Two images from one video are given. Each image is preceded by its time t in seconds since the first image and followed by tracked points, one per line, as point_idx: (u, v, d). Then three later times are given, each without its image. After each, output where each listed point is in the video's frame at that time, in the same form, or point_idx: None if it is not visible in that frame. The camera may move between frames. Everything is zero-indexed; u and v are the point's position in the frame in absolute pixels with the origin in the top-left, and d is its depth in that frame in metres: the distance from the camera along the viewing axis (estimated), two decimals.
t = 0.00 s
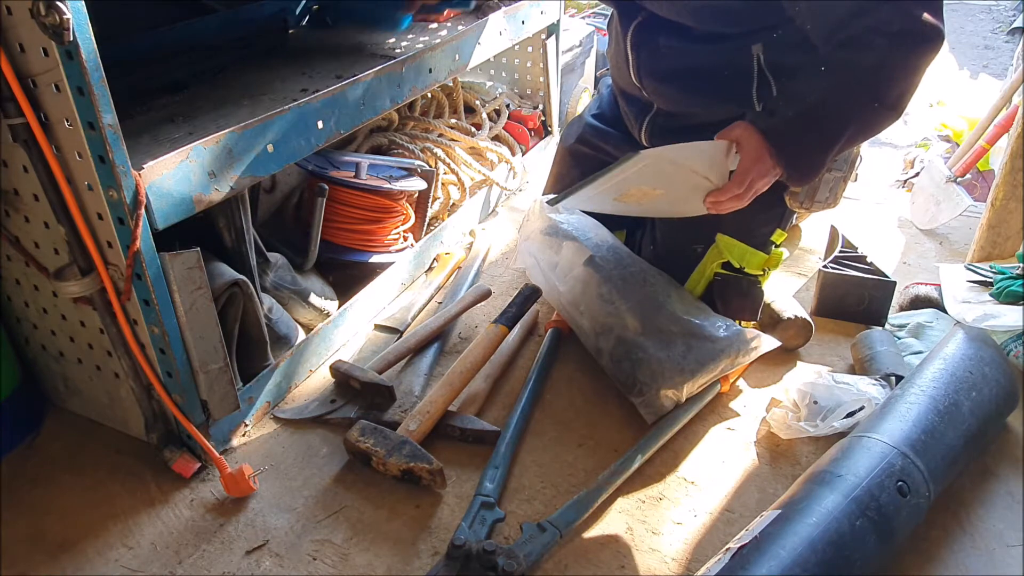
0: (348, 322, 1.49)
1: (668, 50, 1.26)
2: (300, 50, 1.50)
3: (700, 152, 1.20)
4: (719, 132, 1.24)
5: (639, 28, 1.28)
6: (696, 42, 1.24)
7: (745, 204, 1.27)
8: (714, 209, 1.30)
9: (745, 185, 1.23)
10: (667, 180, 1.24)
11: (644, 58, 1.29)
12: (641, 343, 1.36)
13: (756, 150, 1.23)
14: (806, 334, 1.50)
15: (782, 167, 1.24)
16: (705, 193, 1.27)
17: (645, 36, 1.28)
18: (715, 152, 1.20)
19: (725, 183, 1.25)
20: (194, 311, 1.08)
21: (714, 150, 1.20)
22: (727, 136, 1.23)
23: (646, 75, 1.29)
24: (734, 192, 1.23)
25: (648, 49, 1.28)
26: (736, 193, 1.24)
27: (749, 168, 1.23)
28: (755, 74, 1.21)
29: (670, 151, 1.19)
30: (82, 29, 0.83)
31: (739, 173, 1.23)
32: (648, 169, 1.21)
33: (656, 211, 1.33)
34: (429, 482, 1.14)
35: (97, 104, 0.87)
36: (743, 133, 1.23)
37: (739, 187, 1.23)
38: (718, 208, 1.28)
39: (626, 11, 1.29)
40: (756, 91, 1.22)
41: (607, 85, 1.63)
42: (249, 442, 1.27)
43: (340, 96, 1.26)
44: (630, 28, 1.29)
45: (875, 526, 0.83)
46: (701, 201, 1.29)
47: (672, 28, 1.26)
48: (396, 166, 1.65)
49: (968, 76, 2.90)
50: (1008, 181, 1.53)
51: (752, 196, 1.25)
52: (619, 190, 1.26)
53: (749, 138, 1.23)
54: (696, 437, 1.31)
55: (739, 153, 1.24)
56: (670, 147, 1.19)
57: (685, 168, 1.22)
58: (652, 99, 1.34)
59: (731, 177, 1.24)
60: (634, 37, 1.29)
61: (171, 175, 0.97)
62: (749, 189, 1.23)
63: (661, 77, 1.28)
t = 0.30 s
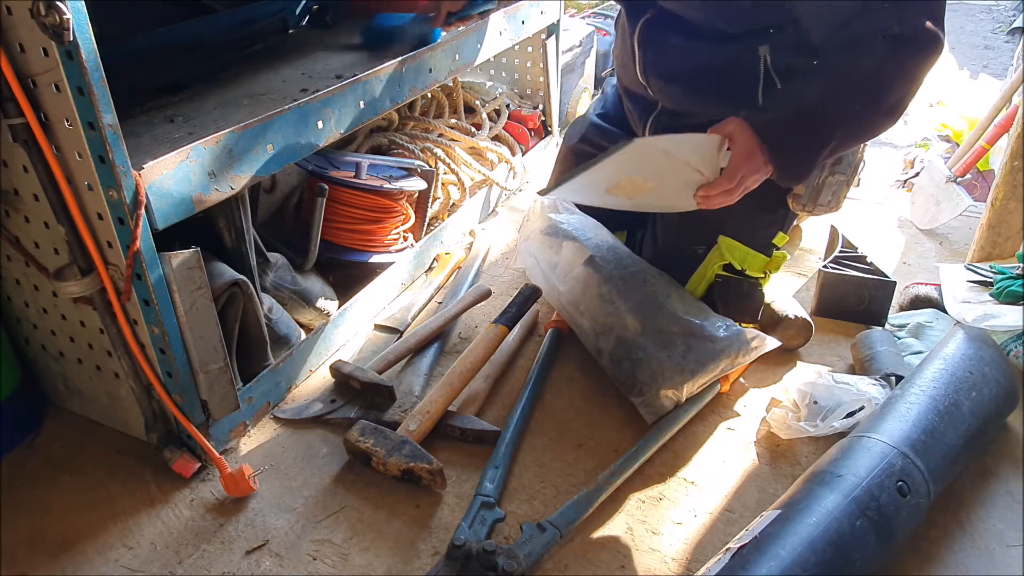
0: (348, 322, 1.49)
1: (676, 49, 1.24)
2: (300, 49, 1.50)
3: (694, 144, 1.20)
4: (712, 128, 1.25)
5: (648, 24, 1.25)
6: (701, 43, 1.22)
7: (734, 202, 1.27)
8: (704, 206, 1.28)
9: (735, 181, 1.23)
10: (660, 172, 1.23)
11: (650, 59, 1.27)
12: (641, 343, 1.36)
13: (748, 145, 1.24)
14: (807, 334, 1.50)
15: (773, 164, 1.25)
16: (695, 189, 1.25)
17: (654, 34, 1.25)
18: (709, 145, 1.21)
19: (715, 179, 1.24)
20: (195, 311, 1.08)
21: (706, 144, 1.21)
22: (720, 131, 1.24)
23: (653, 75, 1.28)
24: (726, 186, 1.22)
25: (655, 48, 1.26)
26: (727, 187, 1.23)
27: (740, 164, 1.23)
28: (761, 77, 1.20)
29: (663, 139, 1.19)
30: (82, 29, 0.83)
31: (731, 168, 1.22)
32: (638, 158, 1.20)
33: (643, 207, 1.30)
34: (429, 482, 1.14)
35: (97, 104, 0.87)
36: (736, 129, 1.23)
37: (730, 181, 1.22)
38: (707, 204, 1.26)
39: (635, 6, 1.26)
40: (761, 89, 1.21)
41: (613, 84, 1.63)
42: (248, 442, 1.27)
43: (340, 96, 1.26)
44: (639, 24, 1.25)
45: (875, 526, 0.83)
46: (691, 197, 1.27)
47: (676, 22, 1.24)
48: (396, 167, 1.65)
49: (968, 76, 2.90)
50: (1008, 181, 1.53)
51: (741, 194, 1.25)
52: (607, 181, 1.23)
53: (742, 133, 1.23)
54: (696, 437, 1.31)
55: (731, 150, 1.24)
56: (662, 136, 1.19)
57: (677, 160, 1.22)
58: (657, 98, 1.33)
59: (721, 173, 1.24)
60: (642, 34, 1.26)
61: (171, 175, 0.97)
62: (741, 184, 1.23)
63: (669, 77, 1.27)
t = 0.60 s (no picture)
0: (348, 322, 1.49)
1: (676, 41, 1.24)
2: (300, 49, 1.50)
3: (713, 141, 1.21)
4: (729, 123, 1.25)
5: (648, 17, 1.26)
6: (703, 36, 1.22)
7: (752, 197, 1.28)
8: (722, 202, 1.29)
9: (755, 176, 1.24)
10: (680, 169, 1.24)
11: (651, 52, 1.27)
12: (641, 343, 1.36)
13: (767, 138, 1.24)
14: (807, 334, 1.50)
15: (793, 159, 1.25)
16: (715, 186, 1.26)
17: (655, 25, 1.26)
18: (727, 140, 1.22)
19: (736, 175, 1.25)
20: (195, 310, 1.08)
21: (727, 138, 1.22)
22: (738, 126, 1.24)
23: (652, 67, 1.28)
24: (746, 182, 1.23)
25: (654, 40, 1.26)
26: (748, 183, 1.24)
27: (760, 158, 1.24)
28: (761, 71, 1.21)
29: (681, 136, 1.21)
30: (82, 29, 0.83)
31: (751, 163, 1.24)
32: (659, 156, 1.23)
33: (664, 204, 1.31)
34: (429, 482, 1.14)
35: (97, 103, 0.87)
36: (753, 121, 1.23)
37: (751, 178, 1.23)
38: (727, 200, 1.27)
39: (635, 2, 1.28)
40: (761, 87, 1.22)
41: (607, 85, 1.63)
42: (248, 442, 1.27)
43: (339, 96, 1.26)
44: (639, 16, 1.27)
45: (875, 526, 0.83)
46: (708, 193, 1.28)
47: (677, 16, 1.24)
48: (396, 166, 1.65)
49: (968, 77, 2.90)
50: (1008, 181, 1.53)
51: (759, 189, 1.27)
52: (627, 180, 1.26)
53: (760, 127, 1.23)
54: (696, 436, 1.31)
55: (750, 144, 1.24)
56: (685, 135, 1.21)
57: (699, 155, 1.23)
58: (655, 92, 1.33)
59: (741, 168, 1.25)
60: (643, 25, 1.27)
61: (171, 175, 0.97)
62: (761, 178, 1.24)
63: (668, 69, 1.26)
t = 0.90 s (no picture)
0: (348, 322, 1.49)
1: (675, 27, 1.33)
2: (300, 49, 1.50)
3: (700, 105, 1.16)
4: (719, 96, 1.25)
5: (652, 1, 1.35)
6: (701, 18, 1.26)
7: (739, 170, 1.25)
8: (708, 175, 1.24)
9: (740, 147, 1.22)
10: (667, 135, 1.17)
11: (654, 31, 1.35)
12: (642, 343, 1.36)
13: (754, 112, 1.23)
14: (807, 334, 1.49)
15: (780, 134, 1.24)
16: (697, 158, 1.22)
17: (656, 7, 1.35)
18: (713, 108, 1.18)
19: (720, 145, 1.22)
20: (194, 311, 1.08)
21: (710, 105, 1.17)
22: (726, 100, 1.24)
23: (656, 47, 1.35)
24: (729, 151, 1.21)
25: (660, 19, 1.34)
26: (731, 152, 1.21)
27: (745, 130, 1.22)
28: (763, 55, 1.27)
29: (663, 96, 1.15)
30: (82, 29, 0.83)
31: (734, 134, 1.21)
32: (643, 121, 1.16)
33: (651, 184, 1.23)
34: (429, 482, 1.14)
35: (97, 103, 0.87)
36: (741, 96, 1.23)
37: (735, 146, 1.21)
38: (713, 172, 1.23)
39: None
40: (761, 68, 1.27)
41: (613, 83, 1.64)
42: (248, 442, 1.27)
43: (339, 96, 1.26)
44: None
45: (875, 526, 0.83)
46: (694, 166, 1.23)
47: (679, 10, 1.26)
48: (396, 166, 1.65)
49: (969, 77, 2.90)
50: (1008, 181, 1.53)
51: (747, 162, 1.24)
52: (614, 145, 1.19)
53: (747, 101, 1.23)
54: (696, 436, 1.31)
55: (736, 117, 1.23)
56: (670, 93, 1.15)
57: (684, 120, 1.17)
58: (658, 78, 1.39)
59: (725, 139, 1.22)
60: (647, 8, 1.35)
61: (171, 175, 0.97)
62: (745, 150, 1.22)
63: (672, 52, 1.34)
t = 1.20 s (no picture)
0: (348, 322, 1.49)
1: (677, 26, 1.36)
2: (299, 49, 1.50)
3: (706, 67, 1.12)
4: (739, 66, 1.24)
5: None
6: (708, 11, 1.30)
7: (766, 136, 1.22)
8: (735, 144, 1.23)
9: (763, 111, 1.19)
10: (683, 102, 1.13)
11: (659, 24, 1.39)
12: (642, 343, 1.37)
13: (774, 78, 1.21)
14: (807, 334, 1.49)
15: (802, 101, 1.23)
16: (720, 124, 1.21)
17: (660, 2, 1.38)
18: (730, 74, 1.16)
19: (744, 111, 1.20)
20: (194, 311, 1.08)
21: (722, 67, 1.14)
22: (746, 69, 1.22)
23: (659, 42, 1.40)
24: (753, 116, 1.18)
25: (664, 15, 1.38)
26: (756, 117, 1.18)
27: (768, 96, 1.20)
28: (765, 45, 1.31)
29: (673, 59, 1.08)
30: (82, 29, 0.83)
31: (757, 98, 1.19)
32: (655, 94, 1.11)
33: (672, 154, 1.24)
34: (429, 481, 1.14)
35: (97, 103, 0.87)
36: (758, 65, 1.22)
37: (759, 111, 1.18)
38: (739, 139, 1.21)
39: None
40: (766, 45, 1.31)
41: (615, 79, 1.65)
42: (248, 442, 1.27)
43: (339, 96, 1.26)
44: None
45: (875, 527, 0.83)
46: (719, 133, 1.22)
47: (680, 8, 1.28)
48: (396, 166, 1.65)
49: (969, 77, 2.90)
50: (1008, 181, 1.53)
51: (772, 127, 1.21)
52: (633, 125, 1.15)
53: (766, 68, 1.21)
54: (696, 436, 1.31)
55: (757, 85, 1.21)
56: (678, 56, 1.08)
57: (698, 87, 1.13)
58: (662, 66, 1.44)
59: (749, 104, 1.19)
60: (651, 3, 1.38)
61: (171, 175, 0.97)
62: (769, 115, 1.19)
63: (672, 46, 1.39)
